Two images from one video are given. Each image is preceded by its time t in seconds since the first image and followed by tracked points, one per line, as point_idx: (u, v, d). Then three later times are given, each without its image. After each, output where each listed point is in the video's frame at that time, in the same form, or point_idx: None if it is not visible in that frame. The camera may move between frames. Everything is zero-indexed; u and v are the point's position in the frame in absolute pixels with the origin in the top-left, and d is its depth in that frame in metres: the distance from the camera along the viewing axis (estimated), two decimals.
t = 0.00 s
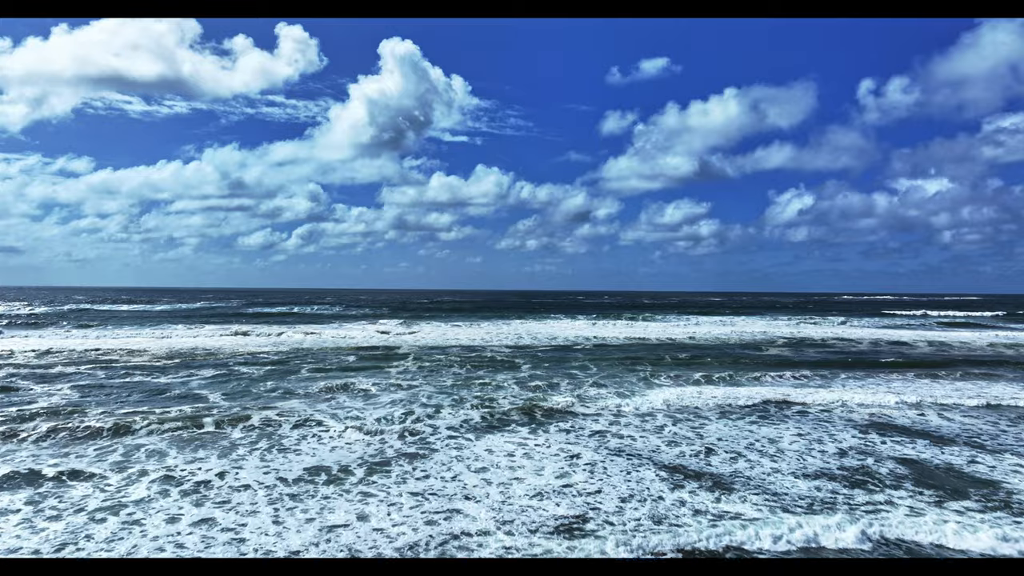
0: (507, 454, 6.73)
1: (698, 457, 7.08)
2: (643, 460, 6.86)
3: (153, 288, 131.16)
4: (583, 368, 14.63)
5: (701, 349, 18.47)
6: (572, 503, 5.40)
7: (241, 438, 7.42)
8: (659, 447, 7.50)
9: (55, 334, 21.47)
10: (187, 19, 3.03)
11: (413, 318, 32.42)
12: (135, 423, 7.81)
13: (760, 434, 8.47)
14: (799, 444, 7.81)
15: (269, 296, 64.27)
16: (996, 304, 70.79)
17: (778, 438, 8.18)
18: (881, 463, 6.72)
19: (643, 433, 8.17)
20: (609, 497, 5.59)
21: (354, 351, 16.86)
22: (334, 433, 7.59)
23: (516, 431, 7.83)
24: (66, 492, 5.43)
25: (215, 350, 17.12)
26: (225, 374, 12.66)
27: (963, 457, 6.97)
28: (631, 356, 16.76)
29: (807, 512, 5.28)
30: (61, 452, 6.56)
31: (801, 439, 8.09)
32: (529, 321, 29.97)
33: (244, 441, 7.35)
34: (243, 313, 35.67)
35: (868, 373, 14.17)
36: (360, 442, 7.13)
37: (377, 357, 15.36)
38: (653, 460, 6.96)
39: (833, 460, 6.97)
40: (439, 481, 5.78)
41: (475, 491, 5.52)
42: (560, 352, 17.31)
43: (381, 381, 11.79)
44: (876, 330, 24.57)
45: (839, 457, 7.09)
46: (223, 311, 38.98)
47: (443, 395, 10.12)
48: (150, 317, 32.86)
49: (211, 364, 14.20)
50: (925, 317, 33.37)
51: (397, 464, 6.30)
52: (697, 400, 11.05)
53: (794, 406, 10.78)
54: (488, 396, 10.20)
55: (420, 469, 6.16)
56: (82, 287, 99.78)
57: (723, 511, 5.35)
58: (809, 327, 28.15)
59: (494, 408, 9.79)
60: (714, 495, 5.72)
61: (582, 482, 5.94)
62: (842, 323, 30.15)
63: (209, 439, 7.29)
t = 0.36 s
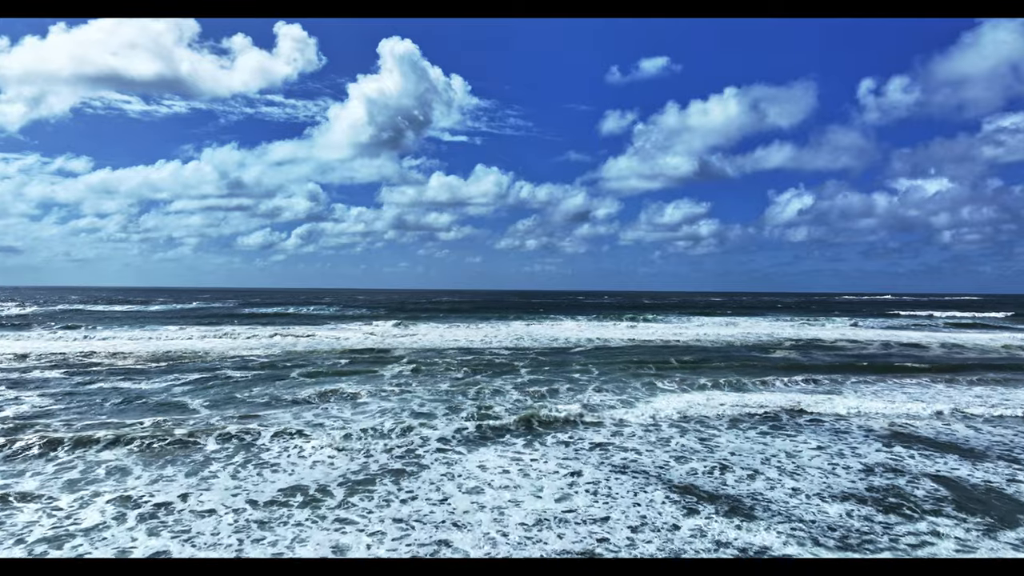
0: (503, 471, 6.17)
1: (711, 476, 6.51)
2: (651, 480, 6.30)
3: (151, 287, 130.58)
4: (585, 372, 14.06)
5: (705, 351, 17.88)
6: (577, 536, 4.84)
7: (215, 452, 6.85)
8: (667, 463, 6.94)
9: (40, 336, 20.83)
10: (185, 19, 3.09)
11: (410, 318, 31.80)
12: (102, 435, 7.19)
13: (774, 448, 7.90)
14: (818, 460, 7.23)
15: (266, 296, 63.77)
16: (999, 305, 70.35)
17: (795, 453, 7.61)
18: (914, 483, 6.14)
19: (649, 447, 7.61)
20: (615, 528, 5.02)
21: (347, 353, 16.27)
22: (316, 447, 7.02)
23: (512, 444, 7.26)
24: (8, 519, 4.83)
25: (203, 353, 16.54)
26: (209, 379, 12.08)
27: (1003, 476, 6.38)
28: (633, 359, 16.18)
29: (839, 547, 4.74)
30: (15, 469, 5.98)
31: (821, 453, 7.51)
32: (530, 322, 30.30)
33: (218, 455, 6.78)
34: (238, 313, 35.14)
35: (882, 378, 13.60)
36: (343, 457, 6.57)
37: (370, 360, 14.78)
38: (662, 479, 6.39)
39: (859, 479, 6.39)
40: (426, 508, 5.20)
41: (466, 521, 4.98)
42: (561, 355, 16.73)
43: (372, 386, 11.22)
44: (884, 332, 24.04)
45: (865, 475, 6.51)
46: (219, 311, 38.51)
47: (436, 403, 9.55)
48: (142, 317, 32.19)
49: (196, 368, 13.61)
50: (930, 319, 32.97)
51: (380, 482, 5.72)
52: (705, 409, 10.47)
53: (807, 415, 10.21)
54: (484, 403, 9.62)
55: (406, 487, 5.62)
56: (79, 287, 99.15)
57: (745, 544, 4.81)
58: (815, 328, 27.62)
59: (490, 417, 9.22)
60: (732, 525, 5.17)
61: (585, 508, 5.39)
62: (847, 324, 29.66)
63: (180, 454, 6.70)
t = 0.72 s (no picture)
0: (495, 499, 5.72)
1: (728, 504, 5.97)
2: (660, 511, 5.80)
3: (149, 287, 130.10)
4: (587, 379, 13.53)
5: (712, 356, 17.30)
6: None
7: (185, 471, 6.27)
8: (678, 488, 6.41)
9: (27, 339, 20.27)
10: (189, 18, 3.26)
11: (408, 321, 31.27)
12: (64, 454, 6.62)
13: (793, 469, 7.34)
14: (841, 484, 6.66)
15: (265, 297, 63.32)
16: (1002, 305, 69.89)
17: (817, 476, 7.04)
18: (956, 514, 5.58)
19: (658, 469, 7.06)
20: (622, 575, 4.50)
21: (341, 359, 15.73)
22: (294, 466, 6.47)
23: (509, 466, 6.70)
24: None
25: (192, 358, 15.96)
26: (193, 387, 11.47)
27: None
28: (638, 365, 15.59)
29: None
30: None
31: (844, 475, 6.96)
32: (529, 322, 31.72)
33: (186, 477, 6.20)
34: (234, 315, 34.66)
35: (898, 387, 13.02)
36: (325, 480, 6.01)
37: (365, 366, 14.18)
38: (672, 511, 5.88)
39: (892, 507, 5.82)
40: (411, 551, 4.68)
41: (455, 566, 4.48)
42: (562, 360, 16.20)
43: (363, 395, 10.62)
44: (893, 336, 23.48)
45: (899, 503, 5.94)
46: (216, 313, 38.06)
47: (428, 415, 8.98)
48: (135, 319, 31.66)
49: (182, 375, 13.02)
50: (937, 321, 32.66)
51: (358, 515, 5.18)
52: (715, 422, 9.90)
53: (824, 429, 9.65)
54: (481, 416, 9.04)
55: (389, 520, 5.26)
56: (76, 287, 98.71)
57: None
58: (820, 331, 27.12)
59: (487, 432, 8.66)
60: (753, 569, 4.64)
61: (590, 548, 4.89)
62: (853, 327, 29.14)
63: (146, 474, 6.13)
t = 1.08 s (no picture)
0: (486, 531, 5.28)
1: (748, 538, 5.50)
2: (671, 547, 5.36)
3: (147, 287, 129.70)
4: (590, 387, 13.03)
5: (718, 360, 16.78)
6: None
7: (151, 494, 5.76)
8: (689, 520, 5.96)
9: (12, 342, 19.73)
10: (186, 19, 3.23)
11: (406, 322, 30.81)
12: (23, 478, 6.08)
13: (814, 494, 6.87)
14: (870, 514, 6.16)
15: (261, 297, 62.83)
16: (1005, 305, 69.56)
17: (839, 503, 6.56)
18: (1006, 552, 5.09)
19: (668, 495, 6.58)
20: None
21: (335, 364, 15.23)
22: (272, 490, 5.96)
23: (505, 492, 6.23)
24: None
25: (180, 363, 15.41)
26: (176, 395, 10.92)
27: None
28: (642, 370, 15.08)
29: None
30: None
31: (872, 502, 6.46)
32: (528, 322, 31.77)
33: (152, 501, 5.67)
34: (229, 317, 34.16)
35: (913, 397, 12.51)
36: (303, 509, 5.52)
37: (358, 372, 13.66)
38: (685, 547, 5.43)
39: (931, 545, 5.34)
40: None
41: None
42: (564, 365, 15.71)
43: (354, 404, 10.09)
44: (900, 340, 23.01)
45: (937, 539, 5.45)
46: (210, 314, 37.52)
47: (422, 428, 8.46)
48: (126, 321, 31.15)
49: (167, 381, 12.47)
50: (941, 324, 32.36)
51: (336, 552, 4.68)
52: (724, 435, 9.40)
53: (840, 443, 9.15)
54: (477, 429, 8.54)
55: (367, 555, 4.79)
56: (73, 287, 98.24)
57: None
58: (825, 332, 26.70)
59: (483, 448, 8.16)
60: None
61: None
62: (857, 329, 28.71)
63: (107, 499, 5.60)
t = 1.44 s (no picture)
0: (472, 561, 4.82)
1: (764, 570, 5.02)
2: None
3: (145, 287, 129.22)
4: (591, 392, 12.57)
5: (725, 363, 16.23)
6: None
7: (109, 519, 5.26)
8: (701, 548, 5.49)
9: None
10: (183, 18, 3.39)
11: (404, 323, 30.40)
12: None
13: (840, 519, 6.40)
14: (910, 547, 5.75)
15: (258, 297, 62.26)
16: (1007, 305, 69.26)
17: (866, 535, 6.03)
18: None
19: (678, 518, 6.07)
20: None
21: (329, 367, 14.76)
22: (245, 519, 5.43)
23: (499, 517, 5.72)
24: None
25: (168, 366, 14.91)
26: (156, 401, 10.35)
27: None
28: (646, 375, 14.51)
29: None
30: None
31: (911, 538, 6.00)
32: (527, 322, 31.37)
33: (112, 532, 5.13)
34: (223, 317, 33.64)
35: (929, 404, 11.99)
36: (277, 542, 4.99)
37: (351, 376, 13.09)
38: None
39: None
40: None
41: None
42: (565, 369, 15.24)
43: (344, 412, 9.53)
44: (908, 341, 22.49)
45: None
46: (204, 314, 36.93)
47: (413, 440, 7.92)
48: (117, 321, 30.62)
49: (149, 386, 11.89)
50: (946, 325, 31.95)
51: None
52: (735, 448, 8.87)
53: (859, 456, 8.63)
54: (472, 442, 8.01)
55: None
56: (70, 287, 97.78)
57: None
58: (831, 334, 26.28)
59: (479, 463, 7.63)
60: None
61: None
62: (863, 329, 28.22)
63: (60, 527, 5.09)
